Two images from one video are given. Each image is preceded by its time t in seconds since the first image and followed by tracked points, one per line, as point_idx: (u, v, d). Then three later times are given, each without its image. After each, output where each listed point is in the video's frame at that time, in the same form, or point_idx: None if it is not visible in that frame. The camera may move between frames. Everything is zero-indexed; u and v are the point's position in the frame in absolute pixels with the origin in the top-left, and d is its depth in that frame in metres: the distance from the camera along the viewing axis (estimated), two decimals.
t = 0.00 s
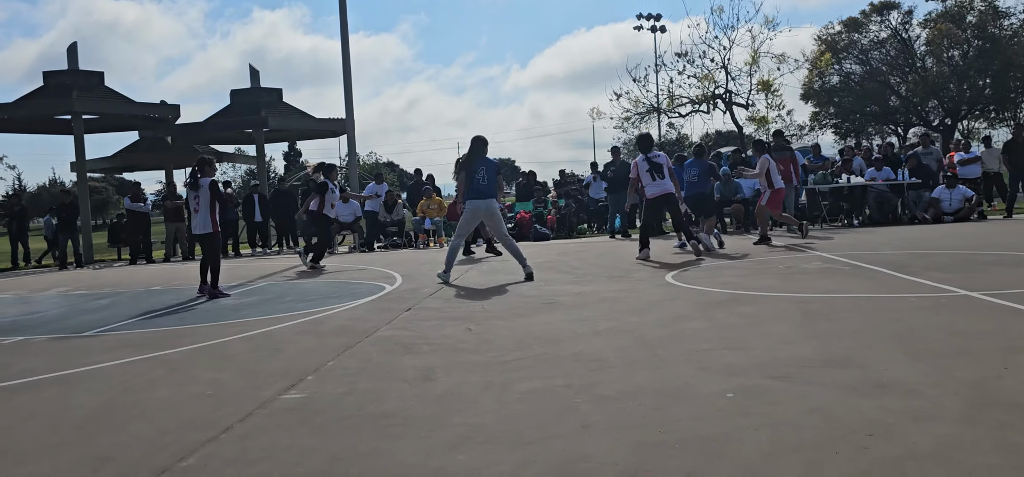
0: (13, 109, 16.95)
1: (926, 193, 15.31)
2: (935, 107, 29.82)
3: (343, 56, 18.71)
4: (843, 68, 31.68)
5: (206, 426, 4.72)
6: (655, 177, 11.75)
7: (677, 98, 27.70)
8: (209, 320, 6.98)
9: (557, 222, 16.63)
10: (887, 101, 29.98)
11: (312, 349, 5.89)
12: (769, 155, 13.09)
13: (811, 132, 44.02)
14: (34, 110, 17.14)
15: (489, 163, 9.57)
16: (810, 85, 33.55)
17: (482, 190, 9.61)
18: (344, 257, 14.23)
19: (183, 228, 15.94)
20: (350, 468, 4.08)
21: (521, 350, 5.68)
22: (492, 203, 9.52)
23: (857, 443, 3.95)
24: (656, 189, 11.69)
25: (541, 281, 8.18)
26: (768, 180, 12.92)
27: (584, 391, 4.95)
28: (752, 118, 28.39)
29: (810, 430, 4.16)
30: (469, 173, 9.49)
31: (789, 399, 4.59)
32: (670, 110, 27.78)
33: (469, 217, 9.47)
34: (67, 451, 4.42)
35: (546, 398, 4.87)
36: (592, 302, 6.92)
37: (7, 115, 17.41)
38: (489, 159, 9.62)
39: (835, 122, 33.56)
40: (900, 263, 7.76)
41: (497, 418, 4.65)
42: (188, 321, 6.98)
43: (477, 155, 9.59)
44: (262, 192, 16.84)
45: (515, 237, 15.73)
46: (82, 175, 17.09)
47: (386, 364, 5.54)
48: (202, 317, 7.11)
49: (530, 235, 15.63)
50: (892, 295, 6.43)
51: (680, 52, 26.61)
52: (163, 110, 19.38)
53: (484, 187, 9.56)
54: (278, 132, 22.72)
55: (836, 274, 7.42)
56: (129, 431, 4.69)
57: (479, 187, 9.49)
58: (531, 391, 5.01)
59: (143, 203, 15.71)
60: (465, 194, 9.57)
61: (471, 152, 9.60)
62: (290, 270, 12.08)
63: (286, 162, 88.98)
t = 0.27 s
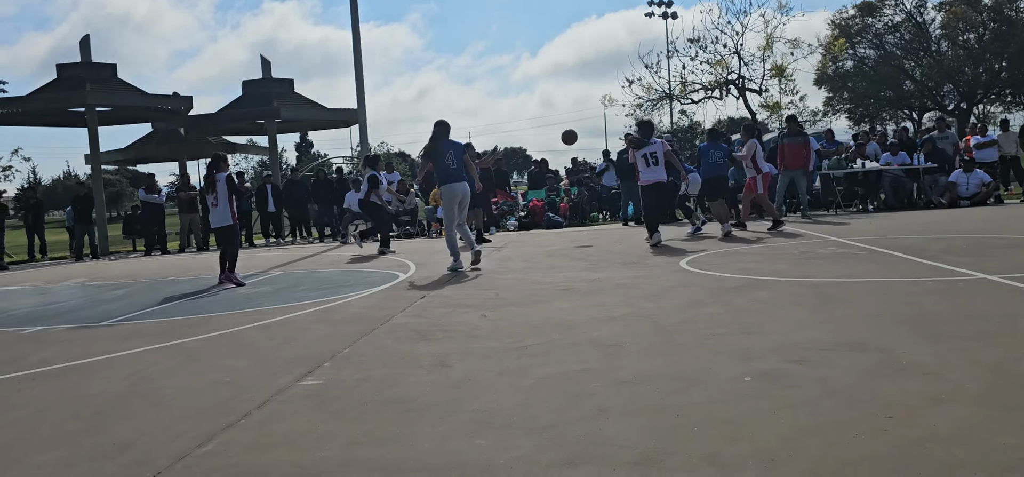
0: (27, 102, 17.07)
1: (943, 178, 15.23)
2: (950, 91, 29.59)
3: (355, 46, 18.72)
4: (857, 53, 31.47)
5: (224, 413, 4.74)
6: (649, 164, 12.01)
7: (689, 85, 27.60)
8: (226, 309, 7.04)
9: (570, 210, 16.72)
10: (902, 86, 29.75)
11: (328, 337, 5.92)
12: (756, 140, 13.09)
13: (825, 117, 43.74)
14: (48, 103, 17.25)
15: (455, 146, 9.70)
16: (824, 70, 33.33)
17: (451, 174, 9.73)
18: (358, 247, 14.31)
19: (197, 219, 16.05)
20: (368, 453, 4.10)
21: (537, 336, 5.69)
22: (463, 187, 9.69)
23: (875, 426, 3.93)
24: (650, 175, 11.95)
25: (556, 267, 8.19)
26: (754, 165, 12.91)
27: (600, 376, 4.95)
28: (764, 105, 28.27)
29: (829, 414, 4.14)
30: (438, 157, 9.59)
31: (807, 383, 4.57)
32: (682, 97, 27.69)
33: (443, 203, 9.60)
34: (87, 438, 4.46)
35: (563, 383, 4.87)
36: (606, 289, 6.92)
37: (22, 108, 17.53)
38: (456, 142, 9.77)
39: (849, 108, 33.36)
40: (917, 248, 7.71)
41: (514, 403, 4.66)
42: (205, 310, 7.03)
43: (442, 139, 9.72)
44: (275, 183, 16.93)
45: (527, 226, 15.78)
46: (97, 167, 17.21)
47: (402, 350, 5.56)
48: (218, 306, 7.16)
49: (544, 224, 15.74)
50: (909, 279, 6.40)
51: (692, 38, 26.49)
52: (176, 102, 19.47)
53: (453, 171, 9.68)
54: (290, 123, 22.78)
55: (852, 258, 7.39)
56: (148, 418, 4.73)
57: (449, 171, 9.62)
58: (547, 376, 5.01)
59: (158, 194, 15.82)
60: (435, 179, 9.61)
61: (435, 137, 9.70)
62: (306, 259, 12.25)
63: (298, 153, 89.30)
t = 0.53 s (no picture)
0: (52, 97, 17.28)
1: (968, 162, 14.99)
2: (975, 74, 29.14)
3: (373, 37, 18.75)
4: (881, 36, 31.07)
5: (253, 401, 4.80)
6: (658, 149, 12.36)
7: (710, 71, 27.41)
8: (252, 298, 7.13)
9: (591, 199, 16.59)
10: (926, 70, 29.35)
11: (354, 326, 5.97)
12: (755, 127, 13.18)
13: (848, 101, 43.23)
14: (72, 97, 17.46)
15: (436, 151, 9.80)
16: (847, 54, 32.94)
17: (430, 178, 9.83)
18: (379, 237, 14.41)
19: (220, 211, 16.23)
20: (395, 439, 4.13)
21: (561, 324, 5.70)
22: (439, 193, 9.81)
23: (904, 411, 3.91)
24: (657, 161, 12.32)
25: (578, 255, 8.21)
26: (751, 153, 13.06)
27: (625, 362, 4.96)
28: (786, 91, 28.03)
29: (857, 398, 4.12)
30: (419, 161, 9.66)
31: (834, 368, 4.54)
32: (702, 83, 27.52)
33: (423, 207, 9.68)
34: (120, 425, 4.53)
35: (588, 370, 4.89)
36: (629, 276, 6.93)
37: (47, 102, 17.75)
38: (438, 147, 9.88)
39: (872, 92, 32.97)
40: (943, 233, 7.63)
41: (540, 389, 4.68)
42: (231, 300, 7.12)
43: (424, 144, 9.83)
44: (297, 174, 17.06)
45: (548, 215, 15.78)
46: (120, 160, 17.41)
47: (427, 338, 5.59)
48: (244, 296, 7.26)
49: (564, 212, 15.71)
50: (935, 265, 6.34)
51: (712, 24, 26.28)
52: (197, 95, 19.63)
53: (432, 174, 9.76)
54: (310, 114, 22.89)
55: (877, 244, 7.33)
56: (177, 406, 4.79)
57: (429, 176, 9.71)
58: (572, 362, 5.03)
59: (181, 186, 15.98)
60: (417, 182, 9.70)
61: (417, 141, 9.81)
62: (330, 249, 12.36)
63: (318, 144, 89.76)
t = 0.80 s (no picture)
0: (80, 94, 17.55)
1: (998, 145, 14.80)
2: (1007, 58, 28.59)
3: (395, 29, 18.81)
4: (908, 21, 30.59)
5: (282, 389, 4.86)
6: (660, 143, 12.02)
7: (734, 58, 27.16)
8: (278, 290, 7.22)
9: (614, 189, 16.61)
10: (955, 54, 28.85)
11: (379, 316, 6.02)
12: (767, 118, 13.07)
13: (876, 86, 42.61)
14: (99, 94, 17.72)
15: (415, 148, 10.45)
16: (873, 39, 32.47)
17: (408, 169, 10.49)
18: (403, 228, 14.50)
19: (245, 205, 16.42)
20: (422, 426, 4.16)
21: (586, 313, 5.71)
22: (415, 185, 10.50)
23: (936, 397, 3.86)
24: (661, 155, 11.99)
25: (602, 244, 8.21)
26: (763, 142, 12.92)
27: (651, 350, 4.96)
28: (811, 77, 27.70)
29: (887, 385, 4.08)
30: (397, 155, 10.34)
31: (863, 354, 4.50)
32: (726, 70, 27.27)
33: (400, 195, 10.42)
34: (152, 414, 4.60)
35: (613, 358, 4.89)
36: (654, 265, 6.92)
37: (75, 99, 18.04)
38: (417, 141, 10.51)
39: (900, 77, 32.47)
40: (973, 218, 7.52)
41: (565, 377, 4.69)
42: (258, 291, 7.21)
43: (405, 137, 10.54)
44: (321, 167, 17.20)
45: (572, 205, 15.77)
46: (148, 155, 17.66)
47: (453, 327, 5.63)
48: (271, 287, 7.34)
49: (587, 202, 15.67)
50: (965, 250, 6.25)
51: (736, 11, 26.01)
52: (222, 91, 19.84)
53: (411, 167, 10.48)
54: (333, 108, 23.04)
55: (906, 231, 7.24)
56: (209, 394, 4.86)
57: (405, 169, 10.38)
58: (597, 351, 5.03)
59: (207, 180, 16.16)
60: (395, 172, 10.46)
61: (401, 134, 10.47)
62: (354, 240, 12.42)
63: (341, 138, 90.26)
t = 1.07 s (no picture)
0: (108, 91, 17.80)
1: None
2: None
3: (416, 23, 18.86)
4: (936, 5, 30.08)
5: (312, 380, 4.91)
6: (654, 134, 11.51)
7: (758, 46, 26.92)
8: (305, 283, 7.29)
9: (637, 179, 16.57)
10: (984, 38, 28.34)
11: (407, 307, 6.06)
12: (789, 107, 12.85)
13: (903, 72, 41.95)
14: (126, 91, 17.95)
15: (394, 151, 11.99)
16: (900, 24, 31.98)
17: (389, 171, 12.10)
18: (426, 222, 14.58)
19: (270, 199, 16.58)
20: (451, 416, 4.18)
21: (612, 303, 5.72)
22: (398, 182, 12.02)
23: (970, 385, 3.82)
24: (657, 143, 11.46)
25: (628, 235, 8.20)
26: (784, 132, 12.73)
27: (679, 339, 4.95)
28: (837, 65, 27.36)
29: (919, 373, 4.03)
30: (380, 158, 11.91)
31: (894, 343, 4.46)
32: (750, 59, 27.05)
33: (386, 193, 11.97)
34: (186, 404, 4.67)
35: (641, 347, 4.89)
36: (680, 255, 6.91)
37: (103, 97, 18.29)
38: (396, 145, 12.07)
39: (928, 63, 31.95)
40: (1004, 205, 7.40)
41: (593, 367, 4.69)
42: (286, 284, 7.29)
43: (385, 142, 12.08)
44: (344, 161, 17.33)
45: (595, 196, 15.73)
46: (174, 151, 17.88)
47: (480, 318, 5.66)
48: (297, 280, 7.41)
49: (610, 193, 15.62)
50: (997, 238, 6.16)
51: None
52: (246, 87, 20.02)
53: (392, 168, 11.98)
54: (355, 102, 23.15)
55: (935, 219, 7.15)
56: (241, 385, 4.93)
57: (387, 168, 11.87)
58: (625, 340, 5.03)
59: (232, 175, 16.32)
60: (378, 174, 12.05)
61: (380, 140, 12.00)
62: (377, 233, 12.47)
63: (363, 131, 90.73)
